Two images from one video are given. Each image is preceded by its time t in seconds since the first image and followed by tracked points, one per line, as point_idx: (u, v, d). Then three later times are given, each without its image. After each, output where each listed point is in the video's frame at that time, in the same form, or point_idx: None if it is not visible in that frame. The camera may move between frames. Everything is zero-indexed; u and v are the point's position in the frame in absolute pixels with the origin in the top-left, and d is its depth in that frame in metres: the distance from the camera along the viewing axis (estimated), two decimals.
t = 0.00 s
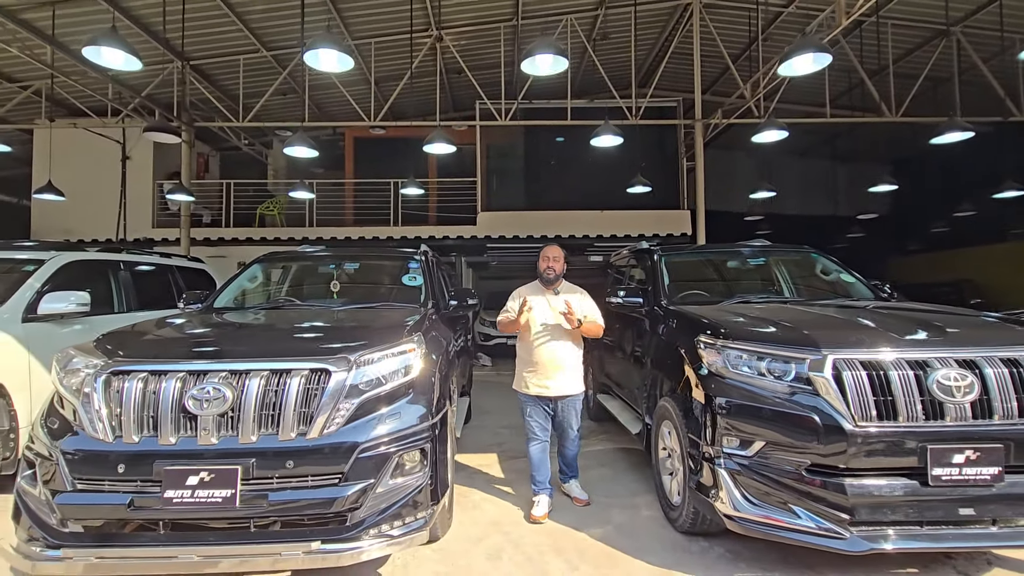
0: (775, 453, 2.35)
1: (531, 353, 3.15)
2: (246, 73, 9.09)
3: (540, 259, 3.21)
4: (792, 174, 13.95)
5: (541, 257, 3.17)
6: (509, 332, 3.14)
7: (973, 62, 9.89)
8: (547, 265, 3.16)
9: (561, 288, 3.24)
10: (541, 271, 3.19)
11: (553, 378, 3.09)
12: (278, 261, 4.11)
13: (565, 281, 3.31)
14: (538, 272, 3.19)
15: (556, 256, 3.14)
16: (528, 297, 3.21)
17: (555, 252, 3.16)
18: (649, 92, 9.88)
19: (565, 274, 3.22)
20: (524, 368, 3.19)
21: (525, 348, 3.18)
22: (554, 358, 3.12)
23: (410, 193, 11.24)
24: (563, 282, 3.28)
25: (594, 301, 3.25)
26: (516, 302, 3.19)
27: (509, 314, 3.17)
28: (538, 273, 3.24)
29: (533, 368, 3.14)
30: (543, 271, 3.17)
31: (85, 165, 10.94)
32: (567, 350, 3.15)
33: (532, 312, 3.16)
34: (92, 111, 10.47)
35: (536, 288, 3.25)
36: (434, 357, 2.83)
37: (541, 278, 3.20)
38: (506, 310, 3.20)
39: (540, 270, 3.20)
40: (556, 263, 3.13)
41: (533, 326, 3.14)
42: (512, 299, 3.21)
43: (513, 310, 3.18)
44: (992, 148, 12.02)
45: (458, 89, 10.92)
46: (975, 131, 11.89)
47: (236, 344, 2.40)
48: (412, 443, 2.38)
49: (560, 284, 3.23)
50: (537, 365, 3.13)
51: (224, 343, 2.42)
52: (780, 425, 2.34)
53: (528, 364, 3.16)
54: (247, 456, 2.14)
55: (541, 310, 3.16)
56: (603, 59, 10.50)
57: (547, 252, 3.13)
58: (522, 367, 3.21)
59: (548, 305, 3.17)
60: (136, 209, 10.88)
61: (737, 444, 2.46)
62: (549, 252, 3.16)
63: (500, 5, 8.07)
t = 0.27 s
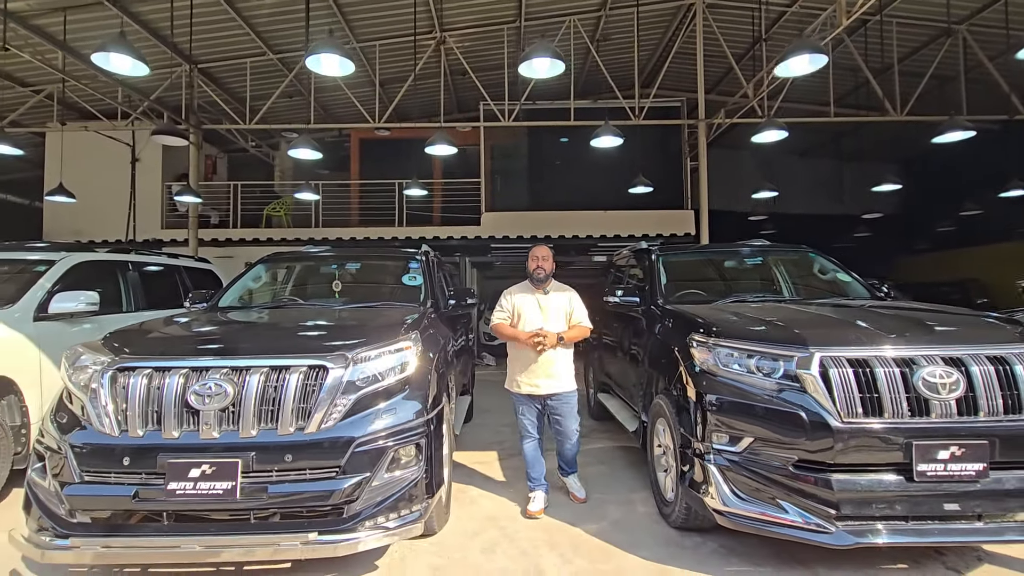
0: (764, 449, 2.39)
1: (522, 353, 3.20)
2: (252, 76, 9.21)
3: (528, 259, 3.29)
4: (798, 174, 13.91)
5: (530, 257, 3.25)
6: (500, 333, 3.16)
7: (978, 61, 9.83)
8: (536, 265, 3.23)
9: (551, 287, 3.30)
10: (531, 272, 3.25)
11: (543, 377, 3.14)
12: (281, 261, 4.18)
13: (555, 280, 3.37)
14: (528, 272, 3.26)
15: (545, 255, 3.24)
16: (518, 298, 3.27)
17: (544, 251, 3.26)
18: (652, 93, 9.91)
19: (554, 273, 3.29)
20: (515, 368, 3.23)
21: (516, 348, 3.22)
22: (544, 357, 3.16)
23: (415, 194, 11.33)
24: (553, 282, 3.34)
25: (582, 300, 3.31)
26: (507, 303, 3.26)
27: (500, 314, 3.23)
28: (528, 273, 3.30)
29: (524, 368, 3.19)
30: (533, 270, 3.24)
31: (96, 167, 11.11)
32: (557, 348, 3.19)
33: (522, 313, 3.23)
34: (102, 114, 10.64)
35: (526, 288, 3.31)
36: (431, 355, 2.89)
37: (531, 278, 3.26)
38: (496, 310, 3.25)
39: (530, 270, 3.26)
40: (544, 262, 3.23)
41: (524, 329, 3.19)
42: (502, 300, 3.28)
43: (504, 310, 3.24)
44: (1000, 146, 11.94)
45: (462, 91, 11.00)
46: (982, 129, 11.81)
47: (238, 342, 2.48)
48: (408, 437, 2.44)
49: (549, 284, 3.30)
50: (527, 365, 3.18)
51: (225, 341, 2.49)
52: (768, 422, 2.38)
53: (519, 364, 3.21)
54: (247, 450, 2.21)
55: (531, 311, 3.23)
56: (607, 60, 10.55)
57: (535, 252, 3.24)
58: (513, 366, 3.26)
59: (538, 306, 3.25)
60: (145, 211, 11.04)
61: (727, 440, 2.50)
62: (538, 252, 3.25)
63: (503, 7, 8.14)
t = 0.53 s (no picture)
0: (752, 447, 2.44)
1: (516, 352, 3.25)
2: (258, 79, 9.32)
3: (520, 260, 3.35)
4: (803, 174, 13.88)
5: (522, 258, 3.32)
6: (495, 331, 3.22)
7: (983, 60, 9.79)
8: (529, 265, 3.30)
9: (543, 287, 3.37)
10: (524, 272, 3.31)
11: (537, 374, 3.20)
12: (284, 262, 4.26)
13: (548, 281, 3.44)
14: (522, 273, 3.33)
15: (536, 255, 3.31)
16: (512, 297, 3.33)
17: (535, 252, 3.33)
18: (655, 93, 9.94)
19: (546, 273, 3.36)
20: (510, 367, 3.28)
21: (510, 346, 3.28)
22: (537, 356, 3.22)
23: (419, 196, 11.41)
24: (546, 282, 3.40)
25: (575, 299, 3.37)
26: (501, 302, 3.32)
27: (495, 314, 3.29)
28: (520, 274, 3.37)
29: (518, 367, 3.24)
30: (525, 271, 3.31)
31: (105, 169, 11.26)
32: (551, 347, 3.25)
33: (516, 313, 3.29)
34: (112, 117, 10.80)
35: (519, 288, 3.38)
36: (428, 354, 2.95)
37: (524, 278, 3.33)
38: (490, 309, 3.31)
39: (523, 270, 3.33)
40: (536, 262, 3.30)
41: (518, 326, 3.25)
42: (496, 299, 3.34)
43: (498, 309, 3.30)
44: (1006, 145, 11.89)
45: (466, 92, 11.08)
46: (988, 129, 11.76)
47: (239, 341, 2.55)
48: (403, 434, 2.50)
49: (542, 284, 3.37)
50: (522, 363, 3.23)
51: (228, 340, 2.57)
52: (758, 420, 2.42)
53: (514, 363, 3.26)
54: (248, 446, 2.28)
55: (525, 310, 3.29)
56: (610, 61, 10.59)
57: (527, 252, 3.31)
58: (508, 365, 3.31)
59: (531, 305, 3.31)
60: (154, 212, 11.18)
61: (717, 438, 2.55)
62: (529, 253, 3.32)
63: (505, 9, 8.20)
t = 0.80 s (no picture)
0: (747, 447, 2.46)
1: (514, 353, 3.28)
2: (262, 81, 9.38)
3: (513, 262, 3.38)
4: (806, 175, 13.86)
5: (516, 260, 3.34)
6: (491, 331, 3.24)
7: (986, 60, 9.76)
8: (524, 266, 3.33)
9: (539, 288, 3.39)
10: (518, 274, 3.34)
11: (535, 374, 3.22)
12: (286, 263, 4.29)
13: (543, 281, 3.46)
14: (517, 274, 3.35)
15: (529, 257, 3.33)
16: (509, 299, 3.36)
17: (528, 253, 3.35)
18: (657, 94, 9.95)
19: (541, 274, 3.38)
20: (509, 368, 3.31)
21: (508, 347, 3.30)
22: (535, 355, 3.24)
23: (422, 197, 11.45)
24: (541, 283, 3.43)
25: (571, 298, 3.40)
26: (497, 304, 3.35)
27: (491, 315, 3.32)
28: (515, 275, 3.40)
29: (517, 367, 3.27)
30: (520, 273, 3.34)
31: (110, 170, 11.36)
32: (549, 347, 3.27)
33: (513, 314, 3.32)
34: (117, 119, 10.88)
35: (515, 289, 3.40)
36: (426, 355, 2.98)
37: (519, 280, 3.36)
38: (487, 311, 3.34)
39: (518, 272, 3.36)
40: (530, 264, 3.32)
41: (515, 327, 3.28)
42: (493, 301, 3.37)
43: (495, 310, 3.33)
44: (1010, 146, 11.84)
45: (468, 94, 11.12)
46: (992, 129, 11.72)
47: (239, 341, 2.58)
48: (401, 433, 2.53)
49: (538, 284, 3.40)
50: (521, 363, 3.25)
51: (229, 340, 2.61)
52: (752, 421, 2.44)
53: (513, 363, 3.28)
54: (247, 444, 2.32)
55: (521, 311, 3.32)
56: (612, 62, 10.61)
57: (521, 253, 3.33)
58: (506, 367, 3.33)
59: (528, 306, 3.34)
60: (158, 213, 11.27)
61: (712, 438, 2.57)
62: (523, 254, 3.34)
63: (507, 11, 8.24)
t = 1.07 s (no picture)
0: (745, 449, 2.46)
1: (512, 355, 3.27)
2: (261, 82, 9.37)
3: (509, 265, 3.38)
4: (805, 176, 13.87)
5: (511, 263, 3.35)
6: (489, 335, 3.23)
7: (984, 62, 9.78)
8: (519, 269, 3.33)
9: (536, 290, 3.39)
10: (514, 277, 3.35)
11: (534, 376, 3.22)
12: (284, 264, 4.29)
13: (540, 283, 3.46)
14: (512, 277, 3.35)
15: (525, 259, 3.34)
16: (506, 302, 3.36)
17: (523, 256, 3.36)
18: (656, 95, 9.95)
19: (537, 276, 3.39)
20: (507, 371, 3.31)
21: (506, 350, 3.30)
22: (534, 358, 3.24)
23: (421, 199, 11.45)
24: (537, 285, 3.43)
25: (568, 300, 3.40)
26: (495, 307, 3.35)
27: (488, 319, 3.31)
28: (511, 279, 3.40)
29: (515, 370, 3.26)
30: (516, 276, 3.34)
31: (109, 171, 11.35)
32: (547, 349, 3.27)
33: (511, 317, 3.32)
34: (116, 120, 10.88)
35: (511, 292, 3.40)
36: (424, 356, 2.98)
37: (515, 282, 3.36)
38: (484, 315, 3.33)
39: (514, 275, 3.36)
40: (526, 266, 3.33)
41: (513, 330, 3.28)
42: (490, 305, 3.36)
43: (492, 313, 3.33)
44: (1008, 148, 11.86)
45: (468, 95, 11.13)
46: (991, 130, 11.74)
47: (237, 343, 2.58)
48: (399, 435, 2.53)
49: (535, 286, 3.40)
50: (519, 366, 3.25)
51: (227, 342, 2.61)
52: (750, 423, 2.44)
53: (511, 366, 3.28)
54: (245, 447, 2.31)
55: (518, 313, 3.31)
56: (611, 63, 10.61)
57: (516, 256, 3.34)
58: (505, 370, 3.33)
59: (525, 308, 3.34)
60: (158, 214, 11.27)
61: (710, 441, 2.57)
62: (518, 257, 3.35)
63: (506, 12, 8.24)
